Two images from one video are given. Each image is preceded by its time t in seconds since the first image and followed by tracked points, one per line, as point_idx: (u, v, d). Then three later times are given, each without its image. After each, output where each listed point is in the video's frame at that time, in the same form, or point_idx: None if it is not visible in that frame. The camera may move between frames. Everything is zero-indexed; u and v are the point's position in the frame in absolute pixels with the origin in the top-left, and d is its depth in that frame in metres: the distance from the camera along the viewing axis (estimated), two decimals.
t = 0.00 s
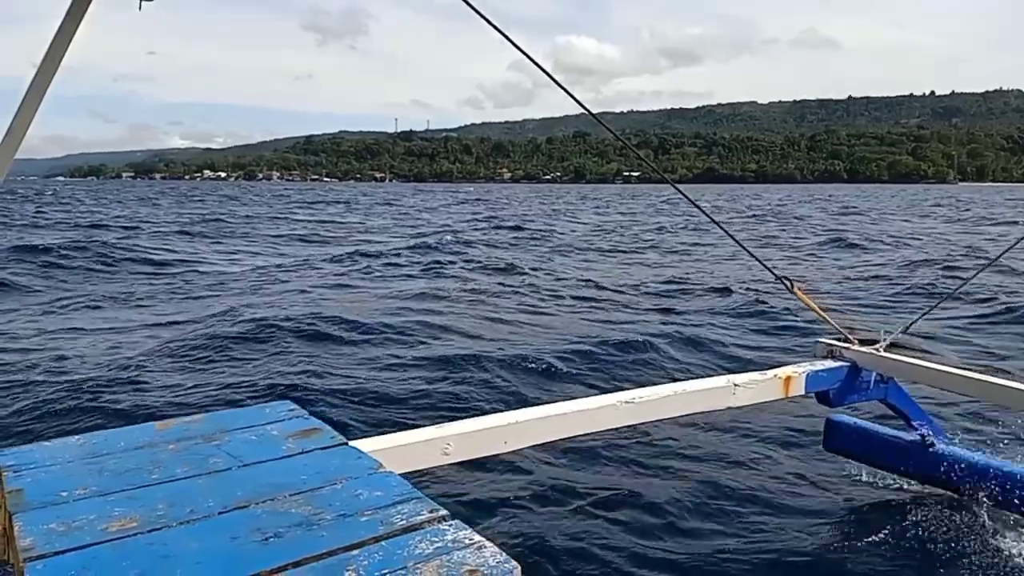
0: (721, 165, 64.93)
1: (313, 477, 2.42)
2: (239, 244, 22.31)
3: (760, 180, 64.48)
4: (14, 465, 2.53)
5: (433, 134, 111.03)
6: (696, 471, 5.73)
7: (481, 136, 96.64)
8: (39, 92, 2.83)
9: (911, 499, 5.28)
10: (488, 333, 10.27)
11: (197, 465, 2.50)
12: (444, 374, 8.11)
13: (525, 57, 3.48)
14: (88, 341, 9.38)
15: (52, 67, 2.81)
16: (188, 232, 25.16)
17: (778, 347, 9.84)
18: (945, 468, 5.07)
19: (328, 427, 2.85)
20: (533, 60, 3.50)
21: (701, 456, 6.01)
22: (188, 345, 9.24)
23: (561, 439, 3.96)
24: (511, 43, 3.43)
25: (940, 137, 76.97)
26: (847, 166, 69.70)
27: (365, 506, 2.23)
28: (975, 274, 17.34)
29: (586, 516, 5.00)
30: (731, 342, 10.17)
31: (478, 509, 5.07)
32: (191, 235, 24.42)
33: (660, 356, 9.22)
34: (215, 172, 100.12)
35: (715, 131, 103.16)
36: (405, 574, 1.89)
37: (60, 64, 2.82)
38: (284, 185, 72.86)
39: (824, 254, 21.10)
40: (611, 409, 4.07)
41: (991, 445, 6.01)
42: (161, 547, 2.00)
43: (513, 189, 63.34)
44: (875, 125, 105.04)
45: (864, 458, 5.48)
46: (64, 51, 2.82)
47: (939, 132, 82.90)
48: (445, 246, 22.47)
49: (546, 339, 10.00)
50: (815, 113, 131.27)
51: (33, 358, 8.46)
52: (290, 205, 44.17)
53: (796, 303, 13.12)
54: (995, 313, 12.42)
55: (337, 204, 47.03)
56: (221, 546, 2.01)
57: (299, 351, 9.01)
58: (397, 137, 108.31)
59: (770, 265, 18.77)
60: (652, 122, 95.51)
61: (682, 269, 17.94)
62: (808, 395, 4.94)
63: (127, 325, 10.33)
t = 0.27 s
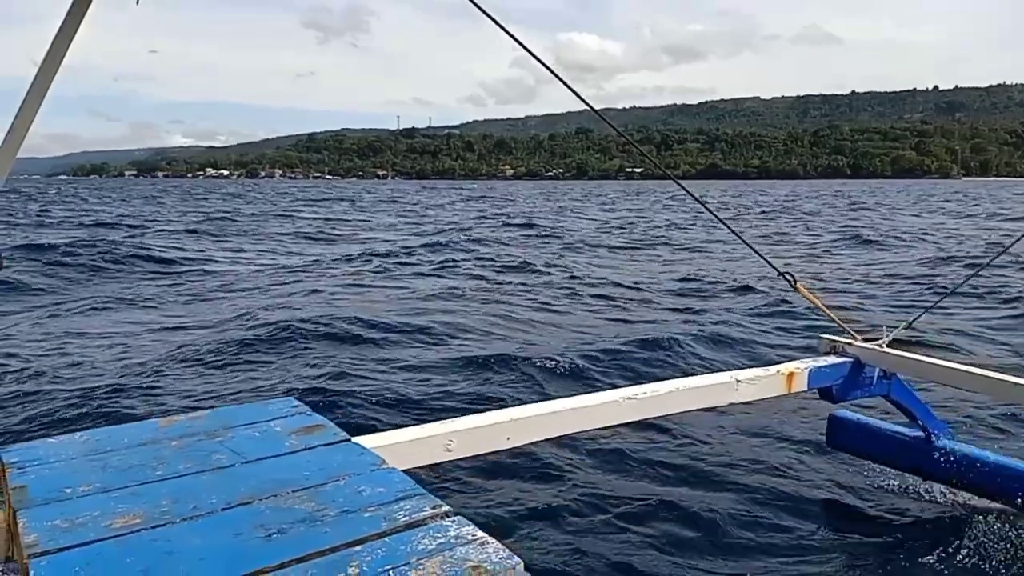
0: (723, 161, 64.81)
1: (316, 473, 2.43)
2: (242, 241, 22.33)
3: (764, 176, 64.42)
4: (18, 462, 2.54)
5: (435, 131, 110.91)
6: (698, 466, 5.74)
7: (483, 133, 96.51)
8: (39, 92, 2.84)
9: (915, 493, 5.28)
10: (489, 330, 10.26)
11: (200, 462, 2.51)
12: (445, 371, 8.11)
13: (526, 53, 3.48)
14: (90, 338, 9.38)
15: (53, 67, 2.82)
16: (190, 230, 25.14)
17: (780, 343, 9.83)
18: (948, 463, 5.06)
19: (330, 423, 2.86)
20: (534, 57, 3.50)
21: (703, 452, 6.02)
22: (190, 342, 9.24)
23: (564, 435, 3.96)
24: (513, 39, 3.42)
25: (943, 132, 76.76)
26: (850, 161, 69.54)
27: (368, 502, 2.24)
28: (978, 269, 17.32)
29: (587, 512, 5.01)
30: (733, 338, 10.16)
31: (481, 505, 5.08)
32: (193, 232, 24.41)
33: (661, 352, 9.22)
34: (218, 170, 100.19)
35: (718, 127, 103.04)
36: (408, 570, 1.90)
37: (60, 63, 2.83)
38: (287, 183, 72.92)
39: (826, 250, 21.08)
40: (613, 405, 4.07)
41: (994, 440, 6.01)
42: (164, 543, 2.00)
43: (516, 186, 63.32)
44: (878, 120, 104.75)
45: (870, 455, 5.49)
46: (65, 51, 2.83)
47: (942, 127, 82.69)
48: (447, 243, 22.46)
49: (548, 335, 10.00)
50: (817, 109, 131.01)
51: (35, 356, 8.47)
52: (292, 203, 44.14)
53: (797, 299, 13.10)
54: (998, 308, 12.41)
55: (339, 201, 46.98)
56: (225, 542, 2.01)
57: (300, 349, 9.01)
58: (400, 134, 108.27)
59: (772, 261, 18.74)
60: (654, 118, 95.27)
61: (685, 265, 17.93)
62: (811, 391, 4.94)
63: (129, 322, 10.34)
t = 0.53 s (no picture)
0: (723, 162, 64.77)
1: (317, 474, 2.43)
2: (242, 243, 22.35)
3: (764, 177, 64.43)
4: (20, 463, 2.54)
5: (435, 133, 110.87)
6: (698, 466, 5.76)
7: (483, 135, 96.49)
8: (40, 93, 2.84)
9: (916, 493, 5.28)
10: (490, 332, 10.26)
11: (201, 462, 2.51)
12: (446, 373, 8.11)
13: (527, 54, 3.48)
14: (90, 342, 9.38)
15: (52, 69, 2.83)
16: (190, 234, 25.13)
17: (781, 344, 9.83)
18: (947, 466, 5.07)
19: (331, 424, 2.86)
20: (535, 58, 3.51)
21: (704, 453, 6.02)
22: (191, 346, 9.25)
23: (563, 436, 3.96)
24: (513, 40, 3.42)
25: (944, 133, 76.73)
26: (850, 162, 69.51)
27: (369, 503, 2.24)
28: (979, 270, 17.31)
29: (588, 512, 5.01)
30: (734, 339, 10.16)
31: (482, 506, 5.08)
32: (193, 236, 24.39)
33: (662, 354, 9.21)
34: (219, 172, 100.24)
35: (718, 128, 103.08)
36: (408, 570, 1.89)
37: (61, 63, 2.83)
38: (288, 185, 73.01)
39: (826, 251, 21.08)
40: (613, 406, 4.07)
41: (994, 441, 6.00)
42: (164, 544, 2.00)
43: (516, 187, 63.37)
44: (878, 121, 104.69)
45: (870, 456, 5.51)
46: (65, 52, 2.83)
47: (942, 127, 82.64)
48: (447, 245, 22.46)
49: (549, 337, 10.01)
50: (817, 110, 130.94)
51: (36, 360, 8.47)
52: (292, 206, 44.12)
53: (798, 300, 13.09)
54: (999, 309, 12.40)
55: (339, 204, 46.92)
56: (226, 543, 2.01)
57: (301, 352, 9.02)
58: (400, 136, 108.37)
59: (773, 262, 18.73)
60: (655, 119, 95.19)
61: (685, 266, 17.94)
62: (811, 391, 4.94)
63: (130, 326, 10.34)
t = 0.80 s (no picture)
0: (722, 165, 64.78)
1: (316, 476, 2.43)
2: (240, 247, 22.36)
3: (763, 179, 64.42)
4: (17, 464, 2.54)
5: (434, 136, 110.88)
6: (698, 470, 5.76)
7: (482, 137, 96.49)
8: (39, 93, 2.84)
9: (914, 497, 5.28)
10: (488, 335, 10.26)
11: (200, 464, 2.51)
12: (445, 376, 8.11)
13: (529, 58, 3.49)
14: (89, 347, 9.38)
15: (51, 70, 2.82)
16: (189, 237, 25.11)
17: (779, 348, 9.84)
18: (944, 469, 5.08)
19: (329, 426, 2.85)
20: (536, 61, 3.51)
21: (703, 456, 6.02)
22: (189, 351, 9.24)
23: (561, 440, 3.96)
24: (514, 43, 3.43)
25: (942, 135, 76.75)
26: (849, 165, 69.53)
27: (367, 504, 2.24)
28: (978, 273, 17.31)
29: (587, 516, 5.00)
30: (733, 343, 10.16)
31: (480, 510, 5.08)
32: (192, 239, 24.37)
33: (661, 358, 9.21)
34: (217, 175, 100.24)
35: (716, 131, 103.25)
36: (406, 572, 1.89)
37: (60, 64, 2.83)
38: (286, 188, 72.94)
39: (825, 254, 21.11)
40: (611, 408, 4.07)
41: (993, 444, 6.00)
42: (162, 546, 2.00)
43: (514, 190, 63.41)
44: (877, 124, 104.73)
45: (868, 458, 5.52)
46: (64, 53, 2.83)
47: (941, 130, 82.67)
48: (447, 248, 22.46)
49: (548, 340, 10.02)
50: (815, 112, 131.04)
51: (35, 365, 8.47)
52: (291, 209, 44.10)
53: (797, 304, 13.10)
54: (998, 312, 12.39)
55: (338, 207, 46.88)
56: (224, 545, 2.01)
57: (300, 356, 9.02)
58: (398, 138, 108.38)
59: (772, 266, 18.73)
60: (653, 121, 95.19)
61: (683, 269, 17.97)
62: (809, 393, 4.94)
63: (129, 330, 10.33)
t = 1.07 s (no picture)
0: (722, 168, 64.80)
1: (316, 478, 2.43)
2: (239, 251, 22.36)
3: (762, 183, 64.43)
4: (17, 466, 2.54)
5: (434, 140, 110.94)
6: (699, 474, 5.75)
7: (482, 141, 96.50)
8: (39, 97, 2.84)
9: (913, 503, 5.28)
10: (488, 338, 10.25)
11: (200, 466, 2.51)
12: (445, 379, 8.10)
13: (530, 61, 3.50)
14: (88, 350, 9.36)
15: (51, 73, 2.83)
16: (189, 241, 25.08)
17: (779, 350, 9.83)
18: (944, 472, 5.08)
19: (330, 428, 2.85)
20: (536, 64, 3.52)
21: (703, 459, 6.01)
22: (189, 353, 9.25)
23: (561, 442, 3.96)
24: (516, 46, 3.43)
25: (942, 139, 76.83)
26: (849, 168, 69.58)
27: (368, 507, 2.23)
28: (978, 276, 17.30)
29: (587, 516, 5.01)
30: (733, 345, 10.15)
31: (478, 511, 5.08)
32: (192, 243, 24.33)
33: (660, 360, 9.20)
34: (216, 179, 100.28)
35: (715, 135, 103.32)
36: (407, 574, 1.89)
37: (60, 67, 2.83)
38: (285, 192, 72.92)
39: (825, 257, 21.12)
40: (612, 411, 4.07)
41: (992, 446, 6.00)
42: (162, 548, 2.00)
43: (514, 194, 63.43)
44: (876, 127, 104.83)
45: (868, 461, 5.52)
46: (64, 56, 2.83)
47: (940, 133, 82.75)
48: (447, 252, 22.44)
49: (548, 342, 10.01)
50: (815, 116, 131.16)
51: (35, 368, 8.46)
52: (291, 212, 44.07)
53: (796, 306, 13.09)
54: (999, 315, 12.38)
55: (338, 210, 46.88)
56: (224, 547, 2.00)
57: (300, 360, 9.01)
58: (397, 142, 108.24)
59: (772, 268, 18.72)
60: (653, 125, 95.23)
61: (683, 272, 17.96)
62: (809, 397, 4.94)
63: (128, 333, 10.31)
